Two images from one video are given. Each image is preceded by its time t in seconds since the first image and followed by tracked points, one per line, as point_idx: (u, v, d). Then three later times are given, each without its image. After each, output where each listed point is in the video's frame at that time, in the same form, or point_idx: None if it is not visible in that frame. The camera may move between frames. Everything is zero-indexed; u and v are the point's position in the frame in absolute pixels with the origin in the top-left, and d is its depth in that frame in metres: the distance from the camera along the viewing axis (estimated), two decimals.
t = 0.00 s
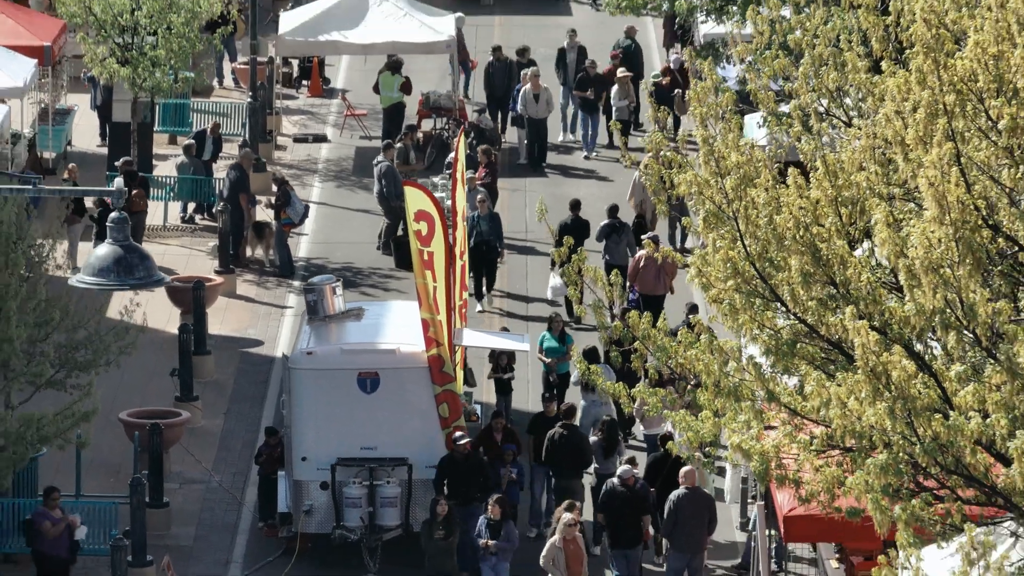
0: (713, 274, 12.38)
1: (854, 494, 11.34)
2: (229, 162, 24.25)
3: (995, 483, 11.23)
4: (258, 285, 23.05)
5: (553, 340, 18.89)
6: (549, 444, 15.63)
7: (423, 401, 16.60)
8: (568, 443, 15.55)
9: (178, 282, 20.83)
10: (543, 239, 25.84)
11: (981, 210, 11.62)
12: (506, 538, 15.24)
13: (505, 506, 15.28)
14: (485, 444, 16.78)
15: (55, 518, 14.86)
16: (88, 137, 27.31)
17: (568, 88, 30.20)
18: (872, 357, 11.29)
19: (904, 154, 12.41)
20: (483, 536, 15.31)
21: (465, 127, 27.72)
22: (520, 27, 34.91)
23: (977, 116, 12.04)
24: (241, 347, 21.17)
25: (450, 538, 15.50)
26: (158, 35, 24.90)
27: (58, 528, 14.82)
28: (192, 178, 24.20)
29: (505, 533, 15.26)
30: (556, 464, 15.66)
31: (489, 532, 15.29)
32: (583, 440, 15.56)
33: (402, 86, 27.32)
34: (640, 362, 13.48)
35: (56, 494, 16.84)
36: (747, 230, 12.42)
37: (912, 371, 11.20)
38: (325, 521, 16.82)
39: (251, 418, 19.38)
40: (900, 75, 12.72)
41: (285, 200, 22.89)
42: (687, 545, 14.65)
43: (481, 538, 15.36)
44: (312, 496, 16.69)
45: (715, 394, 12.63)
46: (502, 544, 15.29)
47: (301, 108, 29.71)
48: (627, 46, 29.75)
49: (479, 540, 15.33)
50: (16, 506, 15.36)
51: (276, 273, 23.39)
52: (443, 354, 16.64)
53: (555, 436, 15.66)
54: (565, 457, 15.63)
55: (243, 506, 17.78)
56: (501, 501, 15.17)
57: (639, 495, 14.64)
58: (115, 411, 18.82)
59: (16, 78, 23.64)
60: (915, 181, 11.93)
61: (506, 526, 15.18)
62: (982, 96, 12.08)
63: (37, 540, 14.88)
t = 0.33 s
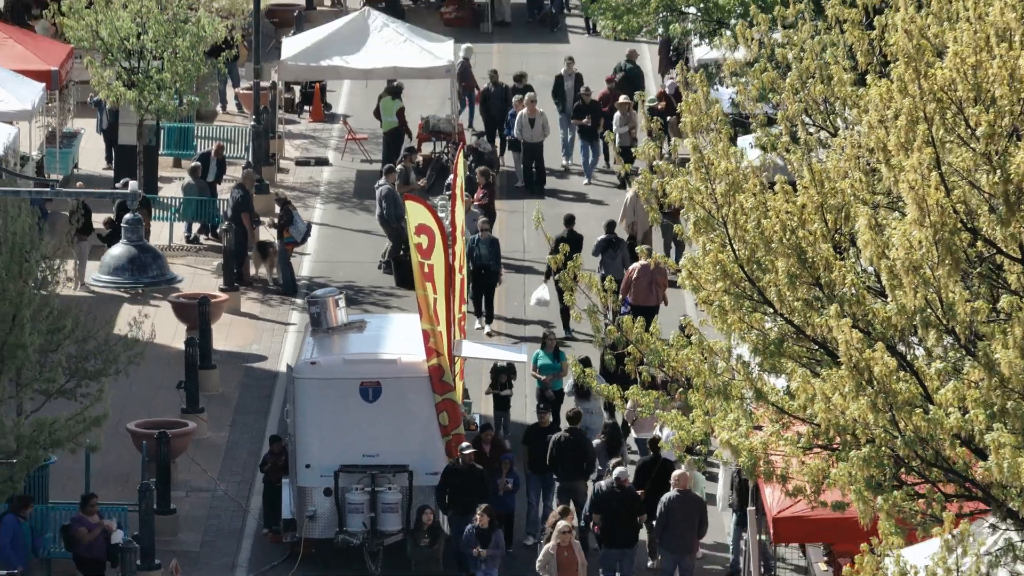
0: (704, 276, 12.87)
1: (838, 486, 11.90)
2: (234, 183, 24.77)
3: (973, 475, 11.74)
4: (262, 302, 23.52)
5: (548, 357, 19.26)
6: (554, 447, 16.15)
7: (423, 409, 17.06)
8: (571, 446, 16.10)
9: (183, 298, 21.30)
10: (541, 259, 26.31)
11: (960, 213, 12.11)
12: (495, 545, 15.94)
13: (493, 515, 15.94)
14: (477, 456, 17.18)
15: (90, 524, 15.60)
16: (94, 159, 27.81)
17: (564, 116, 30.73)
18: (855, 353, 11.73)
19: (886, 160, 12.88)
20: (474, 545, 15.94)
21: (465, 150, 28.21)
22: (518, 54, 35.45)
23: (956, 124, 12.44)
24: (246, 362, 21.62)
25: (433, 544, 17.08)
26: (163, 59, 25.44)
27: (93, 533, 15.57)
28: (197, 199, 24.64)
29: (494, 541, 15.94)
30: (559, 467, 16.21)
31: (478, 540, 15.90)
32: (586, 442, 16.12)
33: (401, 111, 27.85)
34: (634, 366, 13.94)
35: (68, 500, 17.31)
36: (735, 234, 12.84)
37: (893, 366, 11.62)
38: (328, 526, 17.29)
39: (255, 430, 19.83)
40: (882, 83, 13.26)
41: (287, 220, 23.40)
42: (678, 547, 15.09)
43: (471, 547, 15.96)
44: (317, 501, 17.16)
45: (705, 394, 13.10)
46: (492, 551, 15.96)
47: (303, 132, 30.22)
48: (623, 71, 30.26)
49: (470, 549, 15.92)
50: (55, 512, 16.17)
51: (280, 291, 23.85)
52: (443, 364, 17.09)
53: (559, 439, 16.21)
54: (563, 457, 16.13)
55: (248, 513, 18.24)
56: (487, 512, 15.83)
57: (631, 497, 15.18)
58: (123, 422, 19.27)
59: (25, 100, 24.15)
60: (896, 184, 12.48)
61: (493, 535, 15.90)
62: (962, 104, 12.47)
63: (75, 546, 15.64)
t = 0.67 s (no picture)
0: (694, 280, 13.31)
1: (824, 481, 12.32)
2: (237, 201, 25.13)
3: (955, 472, 12.17)
4: (265, 318, 23.93)
5: (542, 370, 19.63)
6: (563, 452, 16.55)
7: (423, 418, 17.48)
8: (580, 452, 16.51)
9: (187, 313, 21.74)
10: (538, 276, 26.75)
11: (942, 218, 12.51)
12: (488, 558, 16.33)
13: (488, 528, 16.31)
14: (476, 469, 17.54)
15: (119, 533, 16.03)
16: (99, 179, 28.23)
17: (563, 138, 31.03)
18: (841, 352, 12.13)
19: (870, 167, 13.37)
20: (468, 556, 16.36)
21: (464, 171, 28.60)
22: (517, 79, 35.92)
23: (939, 133, 12.98)
24: (249, 376, 22.01)
25: (427, 554, 16.99)
26: (167, 80, 26.14)
27: (121, 542, 15.99)
28: (200, 218, 25.03)
29: (488, 553, 16.34)
30: (568, 471, 16.61)
31: (472, 551, 16.33)
32: (593, 448, 16.52)
33: (399, 131, 28.41)
34: (628, 369, 14.34)
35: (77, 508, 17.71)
36: (726, 239, 13.25)
37: (878, 364, 12.04)
38: (330, 532, 17.71)
39: (259, 441, 20.20)
40: (868, 91, 13.70)
41: (289, 237, 23.76)
42: (666, 549, 15.49)
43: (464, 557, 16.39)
44: (319, 508, 17.58)
45: (698, 396, 13.51)
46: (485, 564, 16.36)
47: (305, 153, 30.66)
48: (620, 93, 30.64)
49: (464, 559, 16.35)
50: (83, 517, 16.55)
51: (282, 307, 24.26)
52: (442, 373, 17.50)
53: (568, 444, 16.60)
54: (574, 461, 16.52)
55: (251, 521, 18.61)
56: (483, 524, 16.21)
57: (621, 500, 15.58)
58: (129, 432, 19.66)
59: (31, 120, 24.55)
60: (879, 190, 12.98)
61: (487, 546, 16.23)
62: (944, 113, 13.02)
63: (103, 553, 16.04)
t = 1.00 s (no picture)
0: (686, 287, 13.73)
1: (811, 481, 12.73)
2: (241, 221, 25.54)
3: (938, 471, 12.58)
4: (267, 335, 24.34)
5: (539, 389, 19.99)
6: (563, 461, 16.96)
7: (422, 429, 17.90)
8: (580, 461, 16.92)
9: (192, 329, 22.15)
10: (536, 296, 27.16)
11: (925, 227, 12.90)
12: (481, 568, 16.75)
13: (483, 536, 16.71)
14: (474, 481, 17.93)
15: (148, 539, 16.34)
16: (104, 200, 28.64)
17: (559, 163, 31.33)
18: (828, 356, 12.68)
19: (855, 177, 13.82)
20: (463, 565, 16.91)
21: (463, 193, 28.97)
22: (515, 104, 36.35)
23: (923, 145, 13.51)
24: (252, 391, 22.40)
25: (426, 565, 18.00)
26: (171, 103, 26.65)
27: (150, 548, 16.29)
28: (204, 237, 25.40)
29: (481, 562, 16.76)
30: (566, 479, 17.02)
31: (467, 560, 16.86)
32: (593, 457, 16.94)
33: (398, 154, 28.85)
34: (622, 376, 14.72)
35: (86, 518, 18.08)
36: (717, 247, 13.67)
37: (863, 366, 12.48)
38: (333, 540, 18.10)
39: (261, 454, 20.58)
40: (854, 104, 14.15)
41: (292, 256, 24.09)
42: (655, 549, 16.04)
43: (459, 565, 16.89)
44: (321, 516, 17.98)
45: (690, 401, 13.92)
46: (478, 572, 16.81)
47: (306, 176, 31.10)
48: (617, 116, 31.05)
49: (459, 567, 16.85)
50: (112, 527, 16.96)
51: (284, 325, 24.66)
52: (441, 385, 17.90)
53: (568, 452, 17.02)
54: (576, 470, 16.95)
55: (255, 531, 19.00)
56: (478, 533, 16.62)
57: (608, 506, 16.08)
58: (135, 445, 20.04)
59: (38, 143, 25.00)
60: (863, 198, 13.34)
61: (481, 556, 16.63)
62: (927, 125, 13.56)
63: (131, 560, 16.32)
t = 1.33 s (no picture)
0: (676, 296, 14.26)
1: (795, 482, 13.19)
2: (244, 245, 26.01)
3: (918, 473, 13.06)
4: (269, 356, 24.81)
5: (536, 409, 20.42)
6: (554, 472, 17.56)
7: (421, 443, 18.39)
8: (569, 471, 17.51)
9: (195, 349, 22.63)
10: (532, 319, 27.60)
11: (906, 238, 13.42)
12: None
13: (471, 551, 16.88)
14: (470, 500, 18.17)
15: (178, 552, 16.84)
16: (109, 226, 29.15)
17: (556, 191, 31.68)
18: (811, 361, 13.03)
19: (839, 191, 14.30)
20: None
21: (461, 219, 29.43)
22: (512, 133, 36.85)
23: (904, 158, 14.06)
24: (254, 410, 22.84)
25: None
26: (175, 130, 27.25)
27: (182, 561, 16.80)
28: (206, 261, 25.86)
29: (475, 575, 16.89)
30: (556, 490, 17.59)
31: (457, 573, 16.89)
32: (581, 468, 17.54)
33: (397, 181, 29.35)
34: (614, 385, 15.19)
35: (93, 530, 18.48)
36: (705, 259, 14.13)
37: (845, 370, 12.98)
38: (334, 551, 18.54)
39: (263, 470, 21.00)
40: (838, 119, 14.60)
41: (294, 279, 24.54)
42: (649, 559, 16.45)
43: None
44: (322, 528, 18.41)
45: (680, 407, 14.38)
46: None
47: (307, 203, 31.61)
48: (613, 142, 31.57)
49: None
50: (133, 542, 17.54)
51: (286, 346, 25.12)
52: (439, 400, 18.39)
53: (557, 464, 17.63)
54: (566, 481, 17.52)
55: (257, 544, 19.42)
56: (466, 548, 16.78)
57: (596, 515, 16.63)
58: (141, 460, 20.49)
59: (44, 168, 25.47)
60: (847, 209, 13.87)
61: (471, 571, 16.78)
62: (908, 139, 14.10)
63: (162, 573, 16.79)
